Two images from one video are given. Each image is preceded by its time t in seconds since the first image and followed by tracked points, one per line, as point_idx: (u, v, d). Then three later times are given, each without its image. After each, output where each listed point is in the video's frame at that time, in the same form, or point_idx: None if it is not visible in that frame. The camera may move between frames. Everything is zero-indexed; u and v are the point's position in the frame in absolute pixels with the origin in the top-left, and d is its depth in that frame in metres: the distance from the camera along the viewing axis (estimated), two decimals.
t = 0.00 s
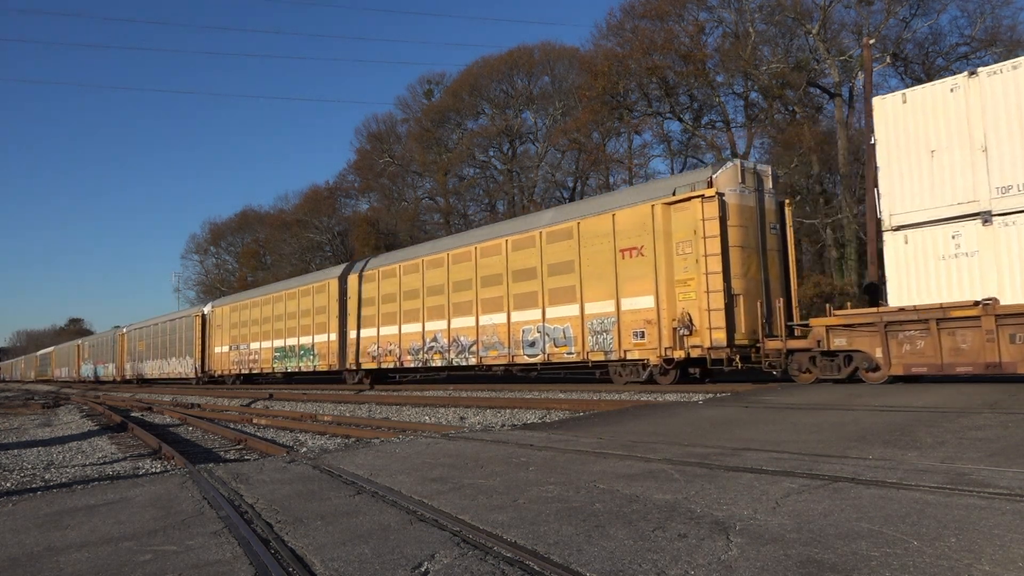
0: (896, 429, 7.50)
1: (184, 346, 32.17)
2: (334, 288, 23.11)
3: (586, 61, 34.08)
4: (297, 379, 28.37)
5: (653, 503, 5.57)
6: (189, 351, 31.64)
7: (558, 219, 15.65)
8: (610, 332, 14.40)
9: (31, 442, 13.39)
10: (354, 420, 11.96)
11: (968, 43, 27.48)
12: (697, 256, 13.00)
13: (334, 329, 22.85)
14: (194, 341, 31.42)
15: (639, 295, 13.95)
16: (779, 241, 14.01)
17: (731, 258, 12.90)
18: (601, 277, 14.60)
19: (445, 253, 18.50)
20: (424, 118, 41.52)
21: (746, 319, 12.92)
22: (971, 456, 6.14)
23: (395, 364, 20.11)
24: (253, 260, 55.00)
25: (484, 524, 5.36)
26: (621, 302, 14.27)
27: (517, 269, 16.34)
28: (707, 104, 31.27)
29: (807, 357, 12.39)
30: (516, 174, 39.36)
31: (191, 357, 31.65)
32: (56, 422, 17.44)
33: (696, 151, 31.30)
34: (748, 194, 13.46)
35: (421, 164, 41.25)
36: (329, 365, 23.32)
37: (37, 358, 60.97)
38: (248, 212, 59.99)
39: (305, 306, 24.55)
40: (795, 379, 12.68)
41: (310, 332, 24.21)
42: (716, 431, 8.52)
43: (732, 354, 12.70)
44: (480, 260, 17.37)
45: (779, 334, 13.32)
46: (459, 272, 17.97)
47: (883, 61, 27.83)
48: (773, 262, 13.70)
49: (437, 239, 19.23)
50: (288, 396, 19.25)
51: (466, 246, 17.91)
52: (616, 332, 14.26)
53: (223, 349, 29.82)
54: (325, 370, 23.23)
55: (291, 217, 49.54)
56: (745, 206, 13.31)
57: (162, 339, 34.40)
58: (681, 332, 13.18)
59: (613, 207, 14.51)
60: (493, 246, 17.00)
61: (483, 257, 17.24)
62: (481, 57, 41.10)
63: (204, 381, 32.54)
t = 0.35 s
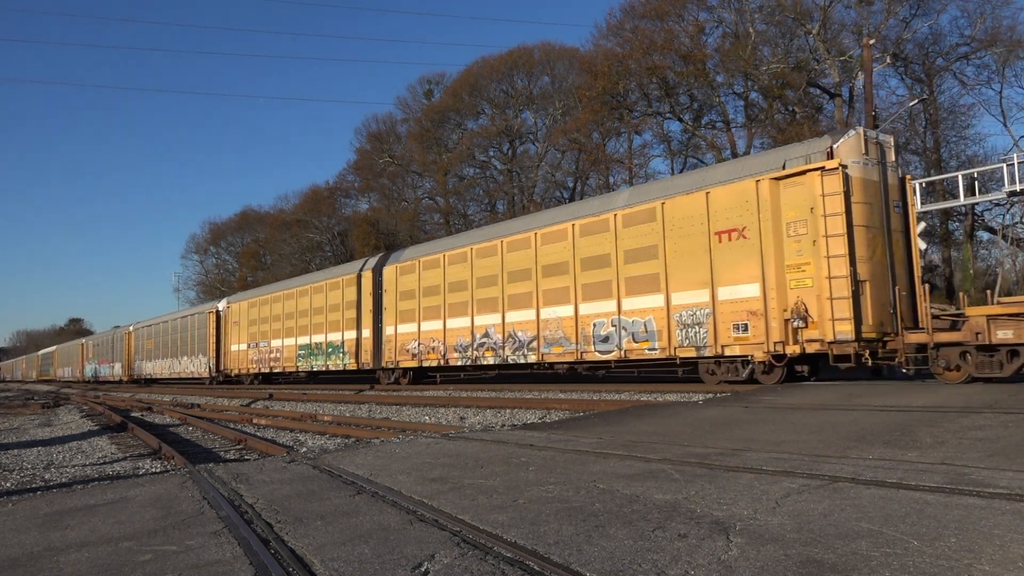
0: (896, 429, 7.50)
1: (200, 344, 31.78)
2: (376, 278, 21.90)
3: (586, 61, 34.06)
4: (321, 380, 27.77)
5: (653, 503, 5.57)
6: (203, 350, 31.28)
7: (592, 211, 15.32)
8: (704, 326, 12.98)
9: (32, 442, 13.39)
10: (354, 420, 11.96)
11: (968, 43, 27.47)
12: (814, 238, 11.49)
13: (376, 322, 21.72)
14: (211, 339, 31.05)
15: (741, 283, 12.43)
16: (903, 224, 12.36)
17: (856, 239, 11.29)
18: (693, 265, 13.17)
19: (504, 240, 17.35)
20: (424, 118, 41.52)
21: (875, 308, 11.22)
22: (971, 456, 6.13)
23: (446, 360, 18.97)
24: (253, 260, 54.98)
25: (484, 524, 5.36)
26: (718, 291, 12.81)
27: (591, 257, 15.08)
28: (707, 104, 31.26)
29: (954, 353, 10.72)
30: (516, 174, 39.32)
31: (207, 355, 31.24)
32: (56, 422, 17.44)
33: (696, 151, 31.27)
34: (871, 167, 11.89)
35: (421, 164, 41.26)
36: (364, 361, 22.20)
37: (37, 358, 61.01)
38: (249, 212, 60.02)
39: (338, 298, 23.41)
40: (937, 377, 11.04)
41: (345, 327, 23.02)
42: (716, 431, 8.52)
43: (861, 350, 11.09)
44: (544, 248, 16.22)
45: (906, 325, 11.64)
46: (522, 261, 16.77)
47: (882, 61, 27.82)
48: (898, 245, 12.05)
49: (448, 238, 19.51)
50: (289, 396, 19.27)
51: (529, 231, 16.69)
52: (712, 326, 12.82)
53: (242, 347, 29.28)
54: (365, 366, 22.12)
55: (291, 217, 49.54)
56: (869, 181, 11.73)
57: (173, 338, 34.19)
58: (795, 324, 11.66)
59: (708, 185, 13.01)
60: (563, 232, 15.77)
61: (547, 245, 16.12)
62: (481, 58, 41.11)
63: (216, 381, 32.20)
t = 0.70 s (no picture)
0: (897, 429, 7.50)
1: (216, 342, 30.64)
2: (417, 270, 19.92)
3: (586, 61, 34.05)
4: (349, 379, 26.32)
5: (653, 503, 5.57)
6: (219, 348, 30.21)
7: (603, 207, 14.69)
8: (825, 319, 10.78)
9: (32, 442, 13.39)
10: (354, 421, 11.96)
11: (968, 43, 27.49)
12: (969, 211, 9.29)
13: (416, 317, 19.76)
14: (228, 337, 29.88)
15: (873, 268, 10.22)
16: None
17: None
18: (808, 248, 10.99)
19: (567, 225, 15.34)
20: (424, 118, 41.52)
21: None
22: (971, 456, 6.13)
23: (501, 359, 16.90)
24: (253, 260, 54.94)
25: (485, 524, 5.35)
26: (842, 278, 10.63)
27: (676, 241, 13.03)
28: (707, 104, 31.24)
29: None
30: (516, 174, 39.29)
31: (223, 354, 30.04)
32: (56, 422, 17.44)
33: (696, 151, 31.25)
34: None
35: (421, 164, 41.26)
36: (401, 358, 20.30)
37: (38, 358, 61.00)
38: (249, 212, 60.03)
39: (372, 292, 21.67)
40: None
41: (379, 322, 21.27)
42: (716, 431, 8.52)
43: None
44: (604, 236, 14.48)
45: None
46: (590, 249, 14.77)
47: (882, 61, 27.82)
48: None
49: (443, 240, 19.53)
50: (289, 396, 19.26)
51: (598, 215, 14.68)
52: (835, 318, 10.63)
53: (261, 346, 27.98)
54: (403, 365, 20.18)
55: (291, 217, 49.56)
56: None
57: (185, 337, 33.53)
58: (946, 315, 9.49)
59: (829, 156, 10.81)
60: (639, 215, 13.74)
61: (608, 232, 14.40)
62: (481, 58, 41.14)
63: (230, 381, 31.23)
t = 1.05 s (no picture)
0: (897, 429, 7.50)
1: (233, 339, 29.13)
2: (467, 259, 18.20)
3: (586, 61, 34.07)
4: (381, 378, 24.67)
5: (653, 503, 5.57)
6: (235, 346, 28.79)
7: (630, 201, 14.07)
8: (986, 308, 9.11)
9: (32, 441, 13.38)
10: (354, 420, 11.96)
11: (968, 43, 27.53)
12: None
13: (464, 310, 18.06)
14: (247, 335, 28.34)
15: None
16: None
17: None
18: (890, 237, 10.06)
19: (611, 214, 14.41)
20: (424, 118, 41.56)
21: None
22: (971, 456, 6.13)
23: (566, 356, 15.20)
24: (253, 260, 54.93)
25: (485, 524, 5.35)
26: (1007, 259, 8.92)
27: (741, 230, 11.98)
28: (707, 104, 31.25)
29: None
30: (516, 174, 39.27)
31: (241, 352, 28.52)
32: (56, 422, 17.44)
33: (696, 151, 31.23)
34: None
35: (421, 164, 41.26)
36: (446, 357, 18.53)
37: (38, 359, 61.05)
38: (249, 212, 60.09)
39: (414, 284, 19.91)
40: None
41: (420, 317, 19.55)
42: (715, 431, 8.52)
43: None
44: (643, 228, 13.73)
45: None
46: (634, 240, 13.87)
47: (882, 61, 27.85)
48: None
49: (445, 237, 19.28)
50: (289, 396, 19.26)
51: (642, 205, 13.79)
52: (1000, 306, 8.97)
53: (283, 344, 26.47)
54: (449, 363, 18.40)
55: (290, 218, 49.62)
56: None
57: (198, 334, 32.56)
58: None
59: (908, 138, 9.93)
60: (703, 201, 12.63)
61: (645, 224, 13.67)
62: (481, 58, 41.22)
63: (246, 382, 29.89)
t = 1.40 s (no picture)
0: (897, 429, 7.50)
1: (253, 336, 27.79)
2: (525, 247, 16.67)
3: (586, 61, 34.07)
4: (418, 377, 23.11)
5: (653, 502, 5.57)
6: (256, 344, 27.49)
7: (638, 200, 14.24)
8: None
9: (32, 441, 13.38)
10: (354, 420, 11.95)
11: (968, 43, 27.54)
12: None
13: (521, 303, 16.60)
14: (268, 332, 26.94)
15: None
16: None
17: None
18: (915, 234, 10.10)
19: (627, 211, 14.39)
20: (424, 118, 41.56)
21: None
22: (971, 457, 6.13)
23: (649, 352, 13.78)
24: (253, 260, 54.93)
25: (484, 524, 5.35)
26: None
27: (763, 226, 11.98)
28: (707, 104, 31.25)
29: None
30: (516, 174, 39.27)
31: (262, 350, 27.11)
32: (56, 422, 17.44)
33: (696, 151, 31.22)
34: None
35: (421, 164, 41.26)
36: (500, 354, 17.04)
37: (38, 358, 61.16)
38: (249, 212, 60.12)
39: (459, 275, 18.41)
40: None
41: (469, 311, 18.02)
42: (715, 431, 8.52)
43: None
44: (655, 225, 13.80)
45: None
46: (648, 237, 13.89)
47: (882, 61, 27.85)
48: None
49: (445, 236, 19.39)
50: (289, 396, 19.26)
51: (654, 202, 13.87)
52: None
53: (309, 341, 25.08)
54: (504, 361, 16.90)
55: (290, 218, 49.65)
56: None
57: (212, 332, 31.58)
58: None
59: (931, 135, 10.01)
60: (789, 182, 11.68)
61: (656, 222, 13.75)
62: (481, 58, 41.24)
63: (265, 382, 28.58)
